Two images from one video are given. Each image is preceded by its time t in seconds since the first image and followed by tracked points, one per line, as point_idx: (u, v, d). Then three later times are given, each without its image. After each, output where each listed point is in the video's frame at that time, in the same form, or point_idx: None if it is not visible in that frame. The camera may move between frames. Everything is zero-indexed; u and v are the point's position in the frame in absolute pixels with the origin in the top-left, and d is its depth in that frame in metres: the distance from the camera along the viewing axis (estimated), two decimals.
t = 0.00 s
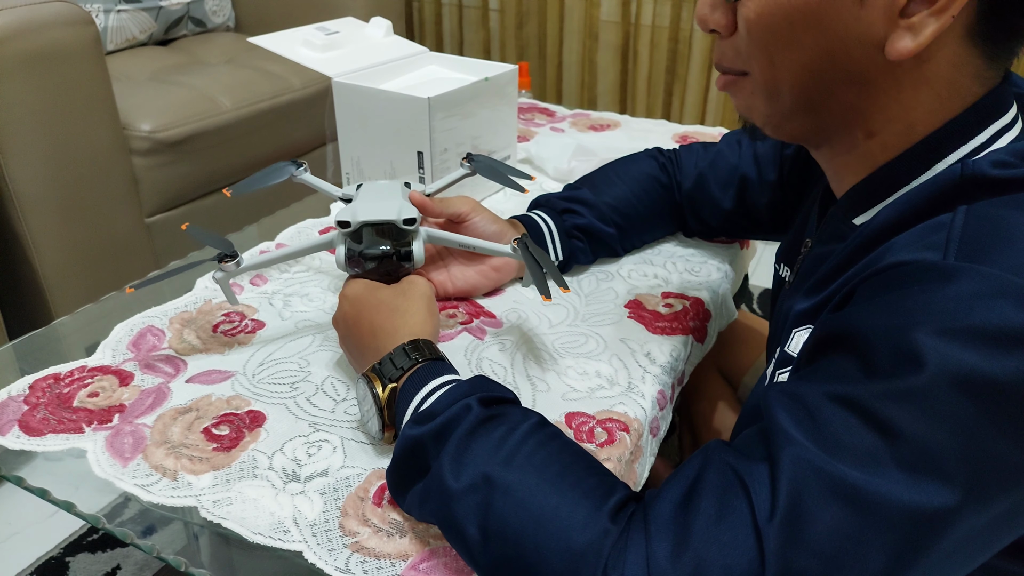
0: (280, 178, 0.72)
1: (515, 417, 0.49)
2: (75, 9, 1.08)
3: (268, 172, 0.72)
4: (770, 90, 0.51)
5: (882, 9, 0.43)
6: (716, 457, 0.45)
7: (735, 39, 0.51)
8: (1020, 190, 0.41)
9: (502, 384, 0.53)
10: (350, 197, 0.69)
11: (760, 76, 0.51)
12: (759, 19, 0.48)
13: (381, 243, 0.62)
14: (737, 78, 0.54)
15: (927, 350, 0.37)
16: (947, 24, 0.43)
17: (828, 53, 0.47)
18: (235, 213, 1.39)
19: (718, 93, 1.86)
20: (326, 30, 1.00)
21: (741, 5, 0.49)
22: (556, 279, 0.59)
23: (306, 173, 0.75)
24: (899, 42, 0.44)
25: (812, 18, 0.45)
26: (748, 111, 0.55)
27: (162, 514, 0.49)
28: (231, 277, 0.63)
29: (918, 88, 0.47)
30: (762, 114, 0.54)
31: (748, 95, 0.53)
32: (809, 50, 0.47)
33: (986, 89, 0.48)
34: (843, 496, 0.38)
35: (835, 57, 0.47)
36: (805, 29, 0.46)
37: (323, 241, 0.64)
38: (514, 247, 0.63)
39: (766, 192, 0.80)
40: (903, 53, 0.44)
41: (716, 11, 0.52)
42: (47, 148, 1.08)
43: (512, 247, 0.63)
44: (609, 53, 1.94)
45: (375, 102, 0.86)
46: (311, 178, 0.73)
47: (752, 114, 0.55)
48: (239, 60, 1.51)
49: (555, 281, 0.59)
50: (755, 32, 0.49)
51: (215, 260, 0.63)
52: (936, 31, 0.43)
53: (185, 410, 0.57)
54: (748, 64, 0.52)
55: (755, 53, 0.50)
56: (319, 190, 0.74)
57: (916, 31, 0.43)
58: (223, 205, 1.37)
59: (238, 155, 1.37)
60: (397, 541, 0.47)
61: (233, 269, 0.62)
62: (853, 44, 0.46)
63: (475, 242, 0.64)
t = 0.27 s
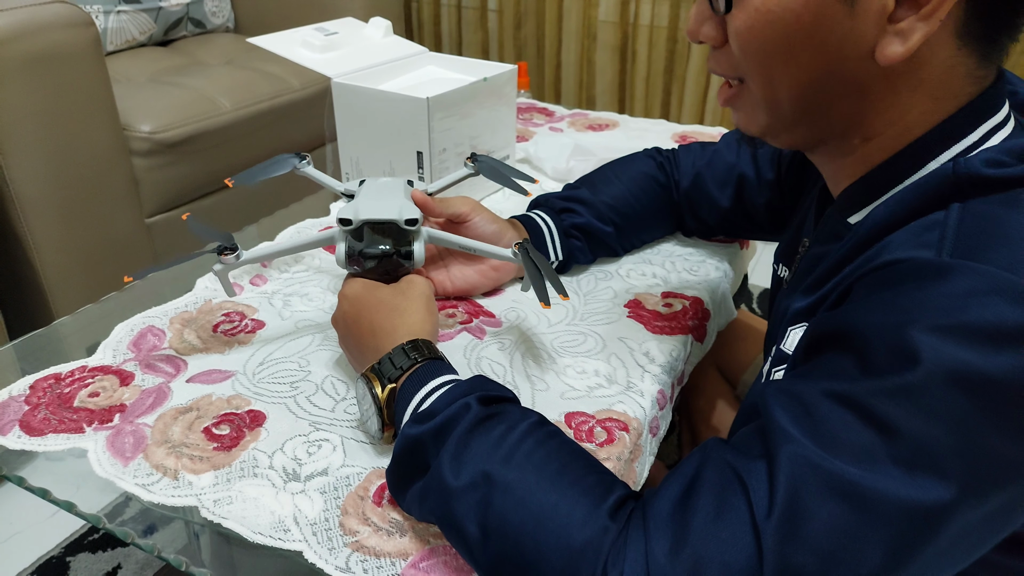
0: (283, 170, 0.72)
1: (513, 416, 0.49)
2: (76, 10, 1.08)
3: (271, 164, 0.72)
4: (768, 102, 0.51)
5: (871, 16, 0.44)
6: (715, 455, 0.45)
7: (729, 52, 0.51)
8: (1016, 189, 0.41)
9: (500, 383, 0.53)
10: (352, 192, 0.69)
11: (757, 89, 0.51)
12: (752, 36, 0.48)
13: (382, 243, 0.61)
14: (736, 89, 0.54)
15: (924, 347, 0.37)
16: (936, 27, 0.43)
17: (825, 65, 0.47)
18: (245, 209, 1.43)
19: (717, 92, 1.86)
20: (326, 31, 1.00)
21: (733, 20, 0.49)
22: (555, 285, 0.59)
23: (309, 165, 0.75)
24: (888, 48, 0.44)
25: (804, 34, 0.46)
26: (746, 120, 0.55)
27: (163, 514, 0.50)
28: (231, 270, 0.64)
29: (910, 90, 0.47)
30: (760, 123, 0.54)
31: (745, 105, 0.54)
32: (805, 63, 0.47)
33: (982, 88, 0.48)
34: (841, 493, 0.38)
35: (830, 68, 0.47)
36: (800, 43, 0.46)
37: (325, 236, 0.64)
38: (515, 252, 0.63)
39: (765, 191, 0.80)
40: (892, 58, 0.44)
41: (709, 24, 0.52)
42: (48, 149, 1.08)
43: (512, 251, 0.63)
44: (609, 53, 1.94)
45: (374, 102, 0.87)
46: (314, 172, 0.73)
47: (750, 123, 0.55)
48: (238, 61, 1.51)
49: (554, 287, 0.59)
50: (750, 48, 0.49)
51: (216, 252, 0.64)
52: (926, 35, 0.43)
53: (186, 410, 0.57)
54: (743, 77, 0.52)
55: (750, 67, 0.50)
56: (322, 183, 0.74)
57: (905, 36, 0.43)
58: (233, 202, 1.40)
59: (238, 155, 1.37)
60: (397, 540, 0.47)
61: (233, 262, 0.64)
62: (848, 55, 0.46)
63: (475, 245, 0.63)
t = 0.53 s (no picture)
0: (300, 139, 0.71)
1: (513, 416, 0.49)
2: (75, 10, 1.08)
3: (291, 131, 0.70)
4: (762, 94, 0.51)
5: (865, 10, 0.44)
6: (715, 454, 0.45)
7: (725, 41, 0.51)
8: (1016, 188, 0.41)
9: (498, 383, 0.53)
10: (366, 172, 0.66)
11: (750, 80, 0.51)
12: (747, 25, 0.48)
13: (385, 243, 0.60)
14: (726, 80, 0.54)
15: (921, 345, 0.37)
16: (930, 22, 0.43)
17: (818, 59, 0.47)
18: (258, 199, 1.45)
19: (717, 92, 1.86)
20: (326, 31, 1.00)
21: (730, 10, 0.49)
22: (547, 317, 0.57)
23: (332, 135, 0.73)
24: (882, 42, 0.44)
25: (797, 24, 0.46)
26: (738, 110, 0.55)
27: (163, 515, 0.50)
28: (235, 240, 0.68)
29: (906, 86, 0.47)
30: (753, 114, 0.54)
31: (737, 95, 0.54)
32: (798, 54, 0.47)
33: (982, 87, 0.48)
34: (841, 491, 0.38)
35: (821, 61, 0.47)
36: (794, 34, 0.46)
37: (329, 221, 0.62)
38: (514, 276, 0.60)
39: (767, 190, 0.80)
40: (886, 52, 0.44)
41: (708, 13, 0.51)
42: (48, 148, 1.08)
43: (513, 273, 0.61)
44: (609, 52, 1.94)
45: (374, 102, 0.86)
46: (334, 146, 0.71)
47: (744, 114, 0.55)
48: (238, 60, 1.51)
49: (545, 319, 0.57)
50: (745, 37, 0.49)
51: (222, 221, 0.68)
52: (919, 29, 0.43)
53: (186, 410, 0.57)
54: (735, 67, 0.52)
55: (743, 56, 0.50)
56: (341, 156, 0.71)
57: (899, 30, 0.43)
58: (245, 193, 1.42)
59: (238, 155, 1.37)
60: (398, 541, 0.47)
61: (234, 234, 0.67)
62: (840, 47, 0.46)
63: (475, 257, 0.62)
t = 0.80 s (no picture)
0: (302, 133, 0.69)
1: (514, 416, 0.49)
2: (76, 9, 1.08)
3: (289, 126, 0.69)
4: (764, 91, 0.52)
5: (867, 7, 0.44)
6: (716, 455, 0.45)
7: (728, 40, 0.52)
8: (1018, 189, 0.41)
9: (499, 384, 0.53)
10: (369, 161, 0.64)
11: (750, 77, 0.52)
12: (748, 21, 0.49)
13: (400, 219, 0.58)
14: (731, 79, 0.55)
15: (922, 346, 0.37)
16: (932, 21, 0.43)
17: (820, 56, 0.47)
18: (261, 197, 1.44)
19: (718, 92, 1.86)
20: (326, 31, 1.00)
21: (734, 8, 0.50)
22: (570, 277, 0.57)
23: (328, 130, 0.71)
24: (884, 40, 0.44)
25: (798, 19, 0.46)
26: (745, 110, 0.55)
27: (163, 514, 0.50)
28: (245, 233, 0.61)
29: (908, 85, 0.47)
30: (756, 113, 0.54)
31: (740, 93, 0.54)
32: (799, 50, 0.48)
33: (984, 88, 0.48)
34: (842, 493, 0.38)
35: (823, 57, 0.47)
36: (794, 30, 0.47)
37: (341, 206, 0.61)
38: (530, 242, 0.60)
39: (767, 190, 0.80)
40: (887, 50, 0.44)
41: (712, 12, 0.52)
42: (48, 147, 1.08)
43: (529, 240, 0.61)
44: (609, 53, 1.94)
45: (374, 102, 0.86)
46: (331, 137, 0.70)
47: (749, 113, 0.55)
48: (238, 60, 1.51)
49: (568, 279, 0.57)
50: (747, 34, 0.49)
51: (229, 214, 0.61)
52: (922, 27, 0.43)
53: (186, 410, 0.57)
54: (735, 65, 0.53)
55: (745, 53, 0.51)
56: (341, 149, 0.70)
57: (901, 28, 0.43)
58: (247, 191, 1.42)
59: (238, 155, 1.37)
60: (398, 541, 0.47)
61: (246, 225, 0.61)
62: (841, 44, 0.46)
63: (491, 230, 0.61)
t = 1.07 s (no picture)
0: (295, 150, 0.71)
1: (515, 416, 0.49)
2: (76, 9, 1.08)
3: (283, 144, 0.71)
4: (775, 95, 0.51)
5: (889, 18, 0.43)
6: (717, 457, 0.45)
7: (740, 43, 0.50)
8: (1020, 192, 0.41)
9: (501, 385, 0.53)
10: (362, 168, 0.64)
11: (765, 81, 0.50)
12: (766, 28, 0.47)
13: (411, 201, 0.60)
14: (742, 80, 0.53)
15: (925, 350, 0.37)
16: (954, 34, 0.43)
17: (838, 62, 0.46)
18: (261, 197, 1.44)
19: (718, 92, 1.86)
20: (326, 31, 1.00)
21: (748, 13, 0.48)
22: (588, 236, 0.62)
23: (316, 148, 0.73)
24: (906, 51, 0.44)
25: (818, 26, 0.45)
26: (751, 111, 0.54)
27: (163, 515, 0.49)
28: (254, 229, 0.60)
29: (921, 93, 0.47)
30: (765, 114, 0.53)
31: (751, 95, 0.53)
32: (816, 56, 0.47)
33: (986, 90, 0.48)
34: (844, 496, 0.38)
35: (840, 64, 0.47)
36: (813, 37, 0.46)
37: (348, 199, 0.62)
38: (543, 211, 0.66)
39: (767, 188, 0.80)
40: (911, 61, 0.44)
41: (721, 12, 0.50)
42: (48, 147, 1.08)
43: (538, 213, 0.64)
44: (609, 53, 1.94)
45: (375, 102, 0.86)
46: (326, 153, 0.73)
47: (755, 115, 0.54)
48: (238, 60, 1.51)
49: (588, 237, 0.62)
50: (764, 40, 0.48)
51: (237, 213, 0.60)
52: (945, 40, 0.42)
53: (186, 410, 0.57)
54: (751, 67, 0.51)
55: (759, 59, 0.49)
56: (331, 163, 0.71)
57: (924, 41, 0.43)
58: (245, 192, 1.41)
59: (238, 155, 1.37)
60: (398, 541, 0.47)
61: (257, 221, 0.60)
62: (861, 52, 0.45)
63: (501, 206, 0.64)
